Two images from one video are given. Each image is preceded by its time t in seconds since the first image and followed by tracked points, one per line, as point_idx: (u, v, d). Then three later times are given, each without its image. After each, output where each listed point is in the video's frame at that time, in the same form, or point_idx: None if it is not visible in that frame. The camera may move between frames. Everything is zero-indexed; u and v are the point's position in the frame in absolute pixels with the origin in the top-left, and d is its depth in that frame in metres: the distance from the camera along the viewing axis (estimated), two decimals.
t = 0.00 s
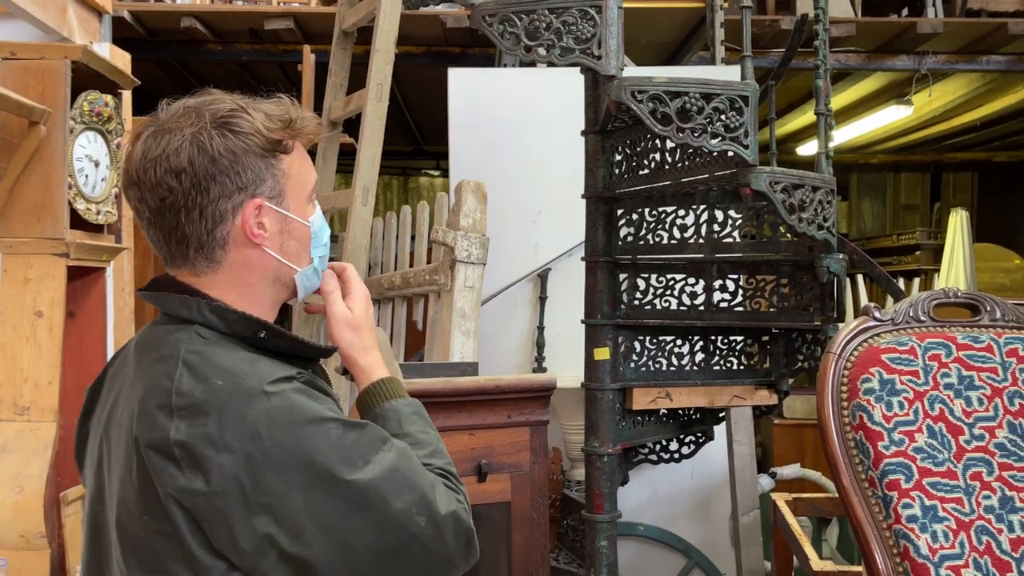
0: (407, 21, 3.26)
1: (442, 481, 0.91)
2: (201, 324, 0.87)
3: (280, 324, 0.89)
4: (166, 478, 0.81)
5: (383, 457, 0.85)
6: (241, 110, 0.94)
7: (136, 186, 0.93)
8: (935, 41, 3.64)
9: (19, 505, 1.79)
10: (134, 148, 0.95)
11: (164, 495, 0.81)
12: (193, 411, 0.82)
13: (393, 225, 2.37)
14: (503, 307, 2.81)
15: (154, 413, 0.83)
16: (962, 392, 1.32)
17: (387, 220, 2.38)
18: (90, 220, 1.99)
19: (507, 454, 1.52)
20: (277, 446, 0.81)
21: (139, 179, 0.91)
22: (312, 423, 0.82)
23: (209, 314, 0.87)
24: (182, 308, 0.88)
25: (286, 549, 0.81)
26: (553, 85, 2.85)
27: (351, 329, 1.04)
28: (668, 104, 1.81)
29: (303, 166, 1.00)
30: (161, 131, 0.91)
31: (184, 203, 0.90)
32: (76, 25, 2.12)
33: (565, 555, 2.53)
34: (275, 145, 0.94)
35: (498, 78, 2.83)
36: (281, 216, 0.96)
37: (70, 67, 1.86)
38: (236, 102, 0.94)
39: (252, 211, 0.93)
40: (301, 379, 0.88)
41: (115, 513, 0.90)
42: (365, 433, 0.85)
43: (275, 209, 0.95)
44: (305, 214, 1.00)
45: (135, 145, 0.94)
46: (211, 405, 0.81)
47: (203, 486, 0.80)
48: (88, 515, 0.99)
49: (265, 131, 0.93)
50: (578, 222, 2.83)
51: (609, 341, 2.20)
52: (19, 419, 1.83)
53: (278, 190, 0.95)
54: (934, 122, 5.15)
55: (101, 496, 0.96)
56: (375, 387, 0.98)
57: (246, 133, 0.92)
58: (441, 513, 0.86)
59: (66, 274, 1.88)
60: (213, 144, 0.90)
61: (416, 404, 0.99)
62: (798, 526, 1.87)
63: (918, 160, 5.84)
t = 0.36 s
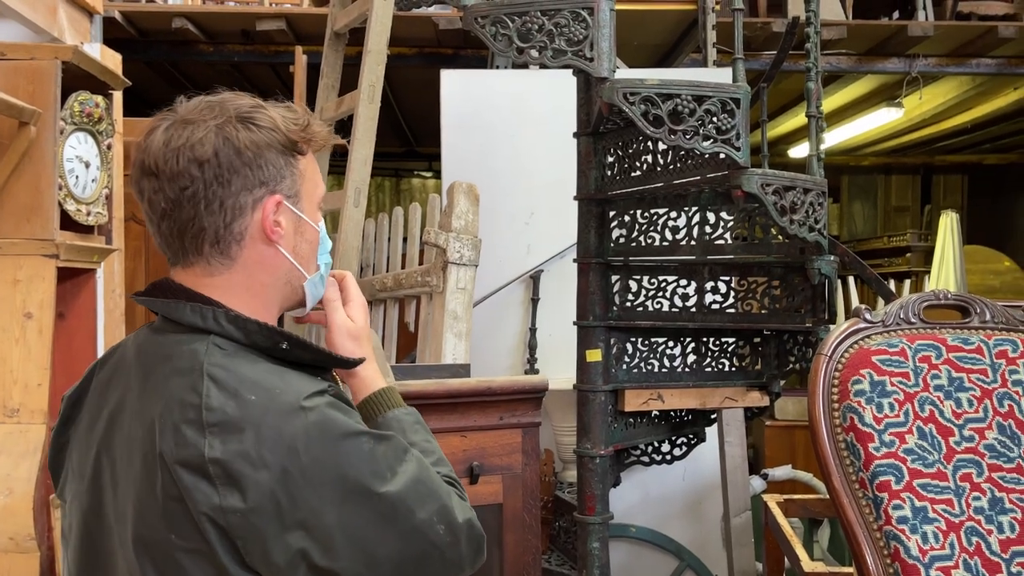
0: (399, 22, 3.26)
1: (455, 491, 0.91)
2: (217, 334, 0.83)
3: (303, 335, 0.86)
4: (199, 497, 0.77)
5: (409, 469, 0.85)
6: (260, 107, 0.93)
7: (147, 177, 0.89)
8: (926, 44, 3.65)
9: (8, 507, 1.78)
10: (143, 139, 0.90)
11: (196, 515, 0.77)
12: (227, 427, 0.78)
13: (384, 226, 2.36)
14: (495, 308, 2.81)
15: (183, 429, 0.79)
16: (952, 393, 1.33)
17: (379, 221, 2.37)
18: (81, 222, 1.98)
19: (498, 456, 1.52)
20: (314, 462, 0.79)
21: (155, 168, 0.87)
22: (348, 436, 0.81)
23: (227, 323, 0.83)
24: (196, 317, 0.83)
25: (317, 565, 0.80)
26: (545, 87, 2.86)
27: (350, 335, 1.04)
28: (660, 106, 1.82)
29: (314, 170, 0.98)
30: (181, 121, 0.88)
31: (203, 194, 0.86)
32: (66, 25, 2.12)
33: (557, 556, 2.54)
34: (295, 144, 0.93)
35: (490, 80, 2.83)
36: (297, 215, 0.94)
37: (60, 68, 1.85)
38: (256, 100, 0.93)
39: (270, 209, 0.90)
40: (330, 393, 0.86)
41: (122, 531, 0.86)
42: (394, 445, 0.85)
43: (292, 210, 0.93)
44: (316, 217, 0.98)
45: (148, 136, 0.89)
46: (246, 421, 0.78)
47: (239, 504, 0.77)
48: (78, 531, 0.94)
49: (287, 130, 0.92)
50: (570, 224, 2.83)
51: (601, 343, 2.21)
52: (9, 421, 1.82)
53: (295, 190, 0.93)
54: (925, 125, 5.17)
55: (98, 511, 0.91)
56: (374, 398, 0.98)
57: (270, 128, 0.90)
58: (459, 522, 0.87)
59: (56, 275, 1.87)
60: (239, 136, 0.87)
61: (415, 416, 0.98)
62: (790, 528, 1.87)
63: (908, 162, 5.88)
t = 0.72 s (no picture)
0: (394, 23, 3.26)
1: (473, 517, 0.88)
2: (241, 340, 0.82)
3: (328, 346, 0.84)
4: (214, 509, 0.75)
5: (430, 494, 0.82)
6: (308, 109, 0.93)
7: (187, 164, 0.88)
8: (918, 45, 3.67)
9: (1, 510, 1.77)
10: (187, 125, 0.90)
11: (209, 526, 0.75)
12: (247, 439, 0.76)
13: (380, 226, 2.36)
14: (490, 309, 2.81)
15: (201, 438, 0.77)
16: (948, 394, 1.33)
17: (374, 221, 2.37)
18: (74, 222, 1.97)
19: (495, 457, 1.52)
20: (334, 481, 0.76)
21: (198, 154, 0.86)
22: (371, 456, 0.79)
23: (252, 328, 0.82)
24: (220, 320, 0.82)
25: None
26: (541, 88, 2.86)
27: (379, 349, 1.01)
28: (656, 107, 1.82)
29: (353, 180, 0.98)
30: (229, 112, 0.88)
31: (242, 184, 0.86)
32: (59, 25, 2.11)
33: (552, 557, 2.54)
34: (339, 149, 0.93)
35: (485, 81, 2.83)
36: (331, 219, 0.93)
37: (54, 68, 1.84)
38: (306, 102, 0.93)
39: (307, 208, 0.89)
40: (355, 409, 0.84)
41: (133, 536, 0.84)
42: (415, 467, 0.82)
43: (328, 212, 0.92)
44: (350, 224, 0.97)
45: (193, 122, 0.89)
46: (268, 434, 0.76)
47: (255, 518, 0.75)
48: (87, 532, 0.92)
49: (333, 135, 0.92)
50: (566, 225, 2.83)
51: (596, 344, 2.21)
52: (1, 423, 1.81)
53: (333, 195, 0.93)
54: (918, 127, 5.20)
55: (109, 512, 0.90)
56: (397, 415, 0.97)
57: (317, 130, 0.90)
58: (476, 551, 0.84)
59: (49, 276, 1.86)
60: (287, 132, 0.87)
61: (436, 432, 0.97)
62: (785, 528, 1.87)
63: (901, 164, 5.90)
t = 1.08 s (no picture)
0: (389, 23, 3.25)
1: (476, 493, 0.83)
2: (220, 331, 0.80)
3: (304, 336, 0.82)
4: (190, 494, 0.73)
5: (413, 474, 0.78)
6: (270, 108, 0.87)
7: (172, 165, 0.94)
8: (912, 47, 3.68)
9: None
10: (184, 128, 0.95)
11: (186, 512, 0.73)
12: (220, 423, 0.74)
13: (375, 226, 2.36)
14: (485, 309, 2.80)
15: (176, 425, 0.74)
16: (943, 394, 1.33)
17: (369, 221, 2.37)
18: (68, 222, 1.97)
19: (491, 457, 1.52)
20: (311, 460, 0.73)
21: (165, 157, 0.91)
22: (342, 435, 0.75)
23: (230, 319, 0.80)
24: (200, 313, 0.80)
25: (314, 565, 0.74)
26: (536, 88, 2.86)
27: (513, 349, 1.07)
28: (651, 108, 1.82)
29: (322, 178, 0.89)
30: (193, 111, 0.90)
31: (181, 183, 0.87)
32: (53, 25, 2.10)
33: (548, 557, 2.54)
34: (279, 146, 0.85)
35: (480, 82, 2.83)
36: (269, 220, 0.87)
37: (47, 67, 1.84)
38: (275, 101, 0.88)
39: (228, 208, 0.85)
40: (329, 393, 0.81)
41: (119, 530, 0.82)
42: (395, 447, 0.79)
43: (259, 213, 0.86)
44: (308, 227, 0.89)
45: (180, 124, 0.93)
46: (241, 416, 0.74)
47: (231, 501, 0.72)
48: (81, 531, 0.92)
49: (276, 132, 0.85)
50: (561, 225, 2.83)
51: (592, 344, 2.21)
52: None
53: (268, 194, 0.86)
54: (912, 127, 5.21)
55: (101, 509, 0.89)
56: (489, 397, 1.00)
57: (254, 128, 0.85)
58: (473, 526, 0.78)
59: (43, 276, 1.85)
60: (218, 130, 0.85)
61: (520, 427, 0.95)
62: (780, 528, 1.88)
63: (896, 164, 5.92)
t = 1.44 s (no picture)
0: (384, 22, 3.25)
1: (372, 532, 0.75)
2: (164, 320, 0.84)
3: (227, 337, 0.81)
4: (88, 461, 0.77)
5: (285, 480, 0.72)
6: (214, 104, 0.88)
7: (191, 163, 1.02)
8: (907, 46, 3.69)
9: None
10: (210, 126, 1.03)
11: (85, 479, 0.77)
12: (115, 398, 0.77)
13: (371, 226, 2.36)
14: (481, 308, 2.81)
15: (97, 397, 0.80)
16: (937, 392, 1.34)
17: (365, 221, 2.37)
18: (63, 222, 1.96)
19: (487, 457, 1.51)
20: (167, 448, 0.71)
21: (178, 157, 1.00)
22: (206, 425, 0.72)
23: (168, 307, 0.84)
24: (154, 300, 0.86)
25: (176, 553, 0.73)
26: (532, 88, 2.86)
27: (488, 391, 0.96)
28: (646, 106, 1.82)
29: (239, 169, 0.86)
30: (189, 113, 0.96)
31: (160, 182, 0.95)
32: (47, 24, 2.10)
33: (544, 557, 2.54)
34: (200, 142, 0.85)
35: (475, 81, 2.83)
36: (199, 215, 0.88)
37: (42, 66, 1.83)
38: (222, 101, 0.89)
39: (169, 206, 0.89)
40: (223, 378, 0.78)
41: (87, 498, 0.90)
42: (272, 446, 0.74)
43: (189, 208, 0.88)
44: (230, 221, 0.87)
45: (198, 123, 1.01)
46: (127, 394, 0.75)
47: (107, 473, 0.74)
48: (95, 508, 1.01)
49: (200, 128, 0.85)
50: (557, 224, 2.83)
51: (588, 343, 2.21)
52: None
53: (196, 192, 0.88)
54: (907, 127, 5.23)
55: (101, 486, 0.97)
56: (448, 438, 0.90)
57: (186, 127, 0.87)
58: (340, 556, 0.71)
59: (37, 276, 1.85)
60: (168, 134, 0.90)
61: (469, 473, 0.86)
62: (776, 526, 1.88)
63: (891, 164, 5.94)
